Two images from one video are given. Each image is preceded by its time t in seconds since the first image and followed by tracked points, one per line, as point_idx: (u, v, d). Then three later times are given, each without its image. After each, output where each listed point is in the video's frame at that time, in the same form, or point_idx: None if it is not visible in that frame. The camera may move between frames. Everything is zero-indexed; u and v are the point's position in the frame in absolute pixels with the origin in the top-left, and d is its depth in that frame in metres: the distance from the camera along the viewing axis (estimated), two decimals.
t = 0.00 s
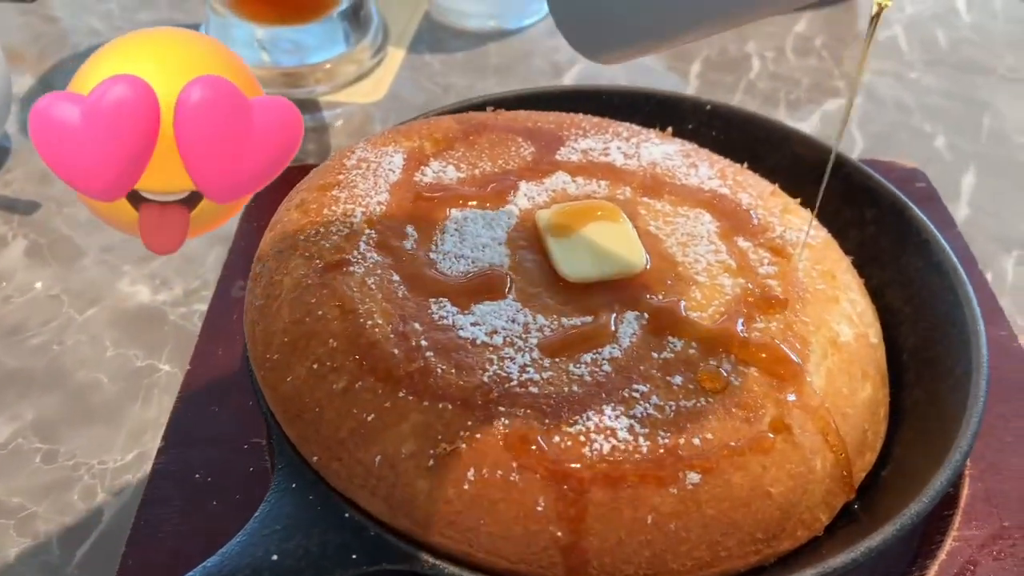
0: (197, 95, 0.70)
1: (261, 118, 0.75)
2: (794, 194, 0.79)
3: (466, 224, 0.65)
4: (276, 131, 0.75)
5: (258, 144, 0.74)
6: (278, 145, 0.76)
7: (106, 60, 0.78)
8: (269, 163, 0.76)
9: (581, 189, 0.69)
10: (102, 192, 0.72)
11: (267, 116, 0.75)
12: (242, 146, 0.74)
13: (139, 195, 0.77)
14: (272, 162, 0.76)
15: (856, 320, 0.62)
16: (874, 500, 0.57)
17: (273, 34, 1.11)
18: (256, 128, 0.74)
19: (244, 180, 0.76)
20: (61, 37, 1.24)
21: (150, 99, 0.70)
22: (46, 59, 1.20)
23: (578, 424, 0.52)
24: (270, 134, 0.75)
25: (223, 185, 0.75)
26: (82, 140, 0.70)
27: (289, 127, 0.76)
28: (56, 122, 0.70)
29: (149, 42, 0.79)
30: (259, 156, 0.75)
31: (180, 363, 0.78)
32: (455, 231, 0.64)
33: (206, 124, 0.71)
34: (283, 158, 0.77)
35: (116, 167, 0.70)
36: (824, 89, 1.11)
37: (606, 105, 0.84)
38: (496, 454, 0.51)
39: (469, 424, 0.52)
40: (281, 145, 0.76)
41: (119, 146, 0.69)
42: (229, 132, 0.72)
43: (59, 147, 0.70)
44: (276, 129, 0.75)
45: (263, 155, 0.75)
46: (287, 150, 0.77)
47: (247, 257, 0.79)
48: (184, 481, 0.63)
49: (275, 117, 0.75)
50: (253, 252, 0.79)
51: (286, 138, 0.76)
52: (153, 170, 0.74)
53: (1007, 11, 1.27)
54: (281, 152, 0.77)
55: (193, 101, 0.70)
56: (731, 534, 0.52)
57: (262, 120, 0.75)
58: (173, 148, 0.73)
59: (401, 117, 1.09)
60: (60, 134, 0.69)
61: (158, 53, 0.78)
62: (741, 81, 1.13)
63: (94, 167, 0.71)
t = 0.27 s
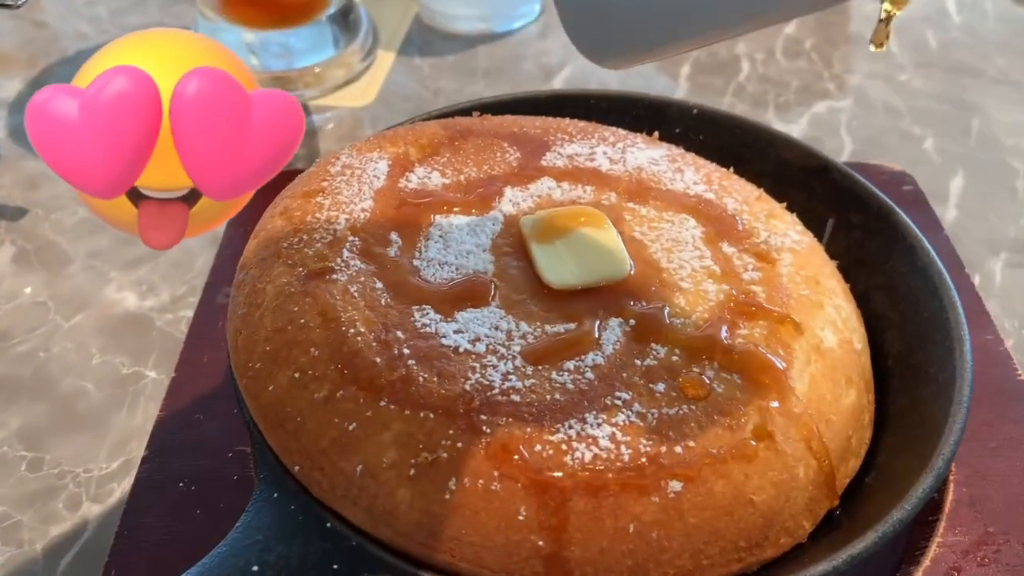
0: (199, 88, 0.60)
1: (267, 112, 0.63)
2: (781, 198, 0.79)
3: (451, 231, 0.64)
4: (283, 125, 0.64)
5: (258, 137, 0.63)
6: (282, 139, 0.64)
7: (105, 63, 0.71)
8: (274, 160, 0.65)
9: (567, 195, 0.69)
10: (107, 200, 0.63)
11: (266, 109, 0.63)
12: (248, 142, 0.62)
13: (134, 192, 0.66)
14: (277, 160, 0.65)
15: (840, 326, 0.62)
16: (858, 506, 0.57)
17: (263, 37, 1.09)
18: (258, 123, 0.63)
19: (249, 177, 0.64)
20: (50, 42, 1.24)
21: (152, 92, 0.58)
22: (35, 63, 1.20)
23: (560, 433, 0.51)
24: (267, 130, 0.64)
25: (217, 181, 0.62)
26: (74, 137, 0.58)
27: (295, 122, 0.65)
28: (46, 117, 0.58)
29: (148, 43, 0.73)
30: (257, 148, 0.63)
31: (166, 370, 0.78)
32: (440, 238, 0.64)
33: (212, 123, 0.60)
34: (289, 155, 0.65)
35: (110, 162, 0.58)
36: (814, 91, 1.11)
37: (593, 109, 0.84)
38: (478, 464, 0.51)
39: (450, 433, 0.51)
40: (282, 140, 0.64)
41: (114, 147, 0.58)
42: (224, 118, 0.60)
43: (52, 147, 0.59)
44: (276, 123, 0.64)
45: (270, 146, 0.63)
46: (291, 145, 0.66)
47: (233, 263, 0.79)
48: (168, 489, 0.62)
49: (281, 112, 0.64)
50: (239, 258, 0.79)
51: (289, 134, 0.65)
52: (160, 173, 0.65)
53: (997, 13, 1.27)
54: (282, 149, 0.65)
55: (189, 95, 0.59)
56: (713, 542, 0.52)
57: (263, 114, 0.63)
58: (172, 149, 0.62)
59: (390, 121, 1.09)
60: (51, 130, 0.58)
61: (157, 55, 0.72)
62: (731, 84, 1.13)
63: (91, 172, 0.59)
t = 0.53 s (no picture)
0: (191, 101, 0.71)
1: (238, 116, 0.76)
2: (773, 197, 0.78)
3: (437, 232, 0.63)
4: (250, 128, 0.77)
5: (236, 138, 0.76)
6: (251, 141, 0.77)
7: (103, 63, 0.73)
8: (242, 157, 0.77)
9: (555, 195, 0.68)
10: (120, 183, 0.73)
11: (239, 111, 0.76)
12: (224, 141, 0.74)
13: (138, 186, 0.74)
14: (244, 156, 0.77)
15: (832, 327, 0.61)
16: (850, 510, 0.56)
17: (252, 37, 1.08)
18: (235, 127, 0.75)
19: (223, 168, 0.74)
20: (38, 42, 1.23)
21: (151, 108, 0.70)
22: (23, 64, 1.19)
23: (547, 437, 0.51)
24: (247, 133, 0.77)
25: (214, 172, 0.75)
26: (99, 149, 0.70)
27: (258, 125, 0.78)
28: (78, 131, 0.71)
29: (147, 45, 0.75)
30: (235, 149, 0.76)
31: (152, 373, 0.77)
32: (426, 239, 0.63)
33: (200, 125, 0.72)
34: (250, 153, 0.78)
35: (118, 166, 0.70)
36: (807, 89, 1.10)
37: (584, 108, 0.83)
38: (463, 469, 0.50)
39: (434, 438, 0.51)
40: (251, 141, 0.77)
41: (129, 156, 0.70)
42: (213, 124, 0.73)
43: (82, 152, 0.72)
44: (246, 133, 0.77)
45: (233, 149, 0.75)
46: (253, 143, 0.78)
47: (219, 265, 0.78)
48: (152, 496, 0.62)
49: (250, 119, 0.77)
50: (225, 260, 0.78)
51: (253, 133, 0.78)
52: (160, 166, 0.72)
53: (992, 9, 1.26)
54: (249, 151, 0.77)
55: (184, 107, 0.71)
56: (702, 547, 0.51)
57: (236, 122, 0.76)
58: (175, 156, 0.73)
59: (381, 121, 1.08)
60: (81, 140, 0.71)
61: (152, 55, 0.73)
62: (724, 82, 1.12)
63: (110, 178, 0.72)
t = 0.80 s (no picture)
0: (191, 90, 0.56)
1: (229, 101, 0.59)
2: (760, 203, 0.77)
3: (416, 243, 0.62)
4: (244, 113, 0.60)
5: (228, 125, 0.58)
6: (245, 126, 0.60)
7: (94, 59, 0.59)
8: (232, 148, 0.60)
9: (537, 204, 0.67)
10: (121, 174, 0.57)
11: (231, 98, 0.59)
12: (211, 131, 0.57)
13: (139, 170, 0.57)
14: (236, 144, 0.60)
15: (817, 339, 0.60)
16: (834, 527, 0.55)
17: (236, 41, 1.06)
18: (224, 111, 0.58)
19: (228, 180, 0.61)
20: (21, 46, 1.21)
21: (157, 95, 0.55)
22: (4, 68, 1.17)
23: (523, 455, 0.49)
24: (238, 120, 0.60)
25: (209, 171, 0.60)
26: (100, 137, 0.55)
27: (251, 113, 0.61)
28: (83, 117, 0.55)
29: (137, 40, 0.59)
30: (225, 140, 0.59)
31: (129, 385, 0.76)
32: (404, 250, 0.61)
33: (200, 115, 0.57)
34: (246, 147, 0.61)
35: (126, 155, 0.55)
36: (797, 92, 1.09)
37: (568, 113, 0.82)
38: (436, 489, 0.49)
39: (408, 456, 0.49)
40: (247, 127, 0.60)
41: (125, 147, 0.55)
42: (205, 109, 0.57)
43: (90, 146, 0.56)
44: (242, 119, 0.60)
45: (220, 139, 0.58)
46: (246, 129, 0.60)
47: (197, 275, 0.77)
48: (124, 513, 0.60)
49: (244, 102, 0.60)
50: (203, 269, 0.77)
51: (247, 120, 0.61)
52: (148, 154, 0.56)
53: (985, 10, 1.25)
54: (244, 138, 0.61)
55: (183, 96, 0.56)
56: (682, 567, 0.50)
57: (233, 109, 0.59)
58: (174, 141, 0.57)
59: (366, 125, 1.06)
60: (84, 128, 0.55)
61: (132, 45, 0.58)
62: (713, 84, 1.11)
63: (118, 161, 0.56)
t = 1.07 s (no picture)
0: (193, 89, 0.53)
1: (233, 99, 0.56)
2: (754, 213, 0.76)
3: (405, 255, 0.61)
4: (248, 111, 0.57)
5: (230, 123, 0.56)
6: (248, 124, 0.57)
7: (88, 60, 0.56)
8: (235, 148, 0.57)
9: (529, 216, 0.66)
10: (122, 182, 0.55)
11: (234, 96, 0.56)
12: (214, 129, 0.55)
13: (139, 170, 0.55)
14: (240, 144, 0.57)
15: (811, 353, 0.59)
16: (828, 545, 0.54)
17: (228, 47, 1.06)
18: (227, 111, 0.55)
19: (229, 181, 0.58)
20: (12, 51, 1.20)
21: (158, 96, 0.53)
22: None
23: (512, 475, 0.49)
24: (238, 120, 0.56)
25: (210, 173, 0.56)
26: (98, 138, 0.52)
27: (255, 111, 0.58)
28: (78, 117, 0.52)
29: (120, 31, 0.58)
30: (229, 139, 0.56)
31: (117, 398, 0.75)
32: (394, 263, 0.61)
33: (201, 115, 0.54)
34: (250, 145, 0.58)
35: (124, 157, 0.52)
36: (793, 97, 1.08)
37: (562, 121, 0.81)
38: (424, 510, 0.48)
39: (395, 477, 0.49)
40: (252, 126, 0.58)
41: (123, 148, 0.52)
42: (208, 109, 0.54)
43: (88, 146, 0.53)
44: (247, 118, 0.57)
45: (223, 138, 0.55)
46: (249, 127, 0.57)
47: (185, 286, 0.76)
48: (109, 530, 0.59)
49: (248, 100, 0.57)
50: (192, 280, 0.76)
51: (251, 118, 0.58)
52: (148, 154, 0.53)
53: (982, 13, 1.25)
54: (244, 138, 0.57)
55: (185, 95, 0.53)
56: None
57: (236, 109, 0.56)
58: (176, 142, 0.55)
59: (358, 132, 1.06)
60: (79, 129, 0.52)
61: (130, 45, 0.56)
62: (709, 90, 1.10)
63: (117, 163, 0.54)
